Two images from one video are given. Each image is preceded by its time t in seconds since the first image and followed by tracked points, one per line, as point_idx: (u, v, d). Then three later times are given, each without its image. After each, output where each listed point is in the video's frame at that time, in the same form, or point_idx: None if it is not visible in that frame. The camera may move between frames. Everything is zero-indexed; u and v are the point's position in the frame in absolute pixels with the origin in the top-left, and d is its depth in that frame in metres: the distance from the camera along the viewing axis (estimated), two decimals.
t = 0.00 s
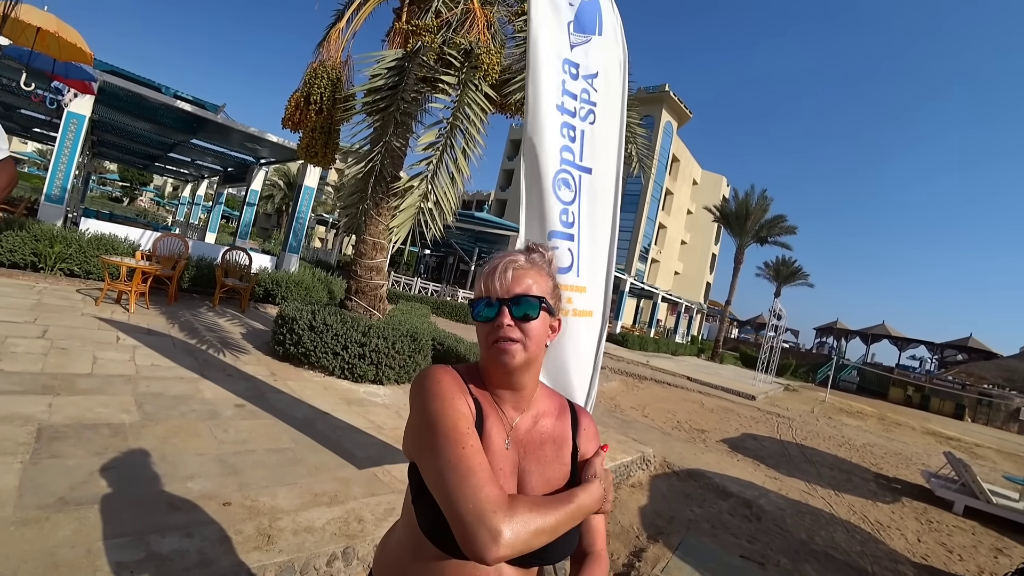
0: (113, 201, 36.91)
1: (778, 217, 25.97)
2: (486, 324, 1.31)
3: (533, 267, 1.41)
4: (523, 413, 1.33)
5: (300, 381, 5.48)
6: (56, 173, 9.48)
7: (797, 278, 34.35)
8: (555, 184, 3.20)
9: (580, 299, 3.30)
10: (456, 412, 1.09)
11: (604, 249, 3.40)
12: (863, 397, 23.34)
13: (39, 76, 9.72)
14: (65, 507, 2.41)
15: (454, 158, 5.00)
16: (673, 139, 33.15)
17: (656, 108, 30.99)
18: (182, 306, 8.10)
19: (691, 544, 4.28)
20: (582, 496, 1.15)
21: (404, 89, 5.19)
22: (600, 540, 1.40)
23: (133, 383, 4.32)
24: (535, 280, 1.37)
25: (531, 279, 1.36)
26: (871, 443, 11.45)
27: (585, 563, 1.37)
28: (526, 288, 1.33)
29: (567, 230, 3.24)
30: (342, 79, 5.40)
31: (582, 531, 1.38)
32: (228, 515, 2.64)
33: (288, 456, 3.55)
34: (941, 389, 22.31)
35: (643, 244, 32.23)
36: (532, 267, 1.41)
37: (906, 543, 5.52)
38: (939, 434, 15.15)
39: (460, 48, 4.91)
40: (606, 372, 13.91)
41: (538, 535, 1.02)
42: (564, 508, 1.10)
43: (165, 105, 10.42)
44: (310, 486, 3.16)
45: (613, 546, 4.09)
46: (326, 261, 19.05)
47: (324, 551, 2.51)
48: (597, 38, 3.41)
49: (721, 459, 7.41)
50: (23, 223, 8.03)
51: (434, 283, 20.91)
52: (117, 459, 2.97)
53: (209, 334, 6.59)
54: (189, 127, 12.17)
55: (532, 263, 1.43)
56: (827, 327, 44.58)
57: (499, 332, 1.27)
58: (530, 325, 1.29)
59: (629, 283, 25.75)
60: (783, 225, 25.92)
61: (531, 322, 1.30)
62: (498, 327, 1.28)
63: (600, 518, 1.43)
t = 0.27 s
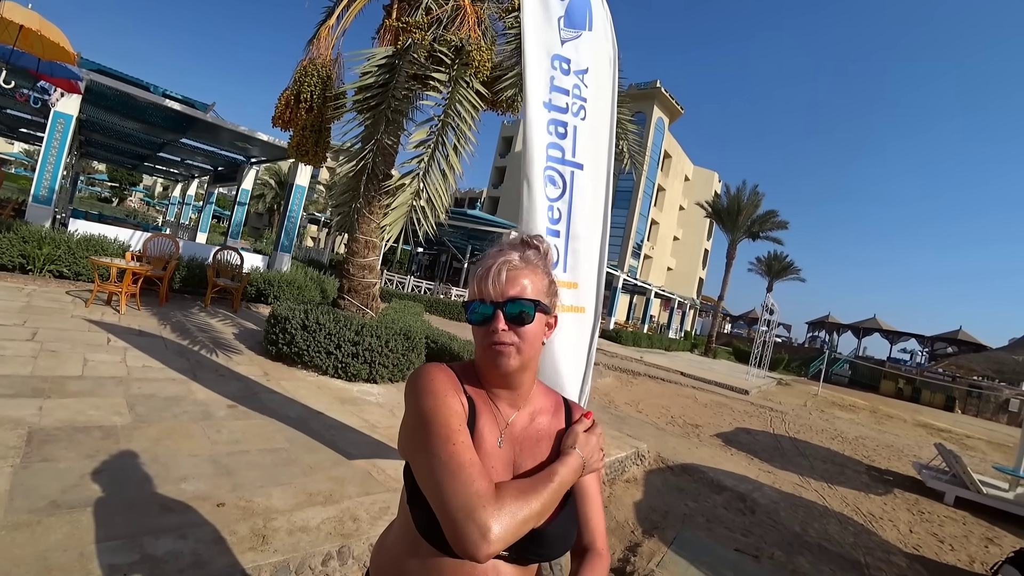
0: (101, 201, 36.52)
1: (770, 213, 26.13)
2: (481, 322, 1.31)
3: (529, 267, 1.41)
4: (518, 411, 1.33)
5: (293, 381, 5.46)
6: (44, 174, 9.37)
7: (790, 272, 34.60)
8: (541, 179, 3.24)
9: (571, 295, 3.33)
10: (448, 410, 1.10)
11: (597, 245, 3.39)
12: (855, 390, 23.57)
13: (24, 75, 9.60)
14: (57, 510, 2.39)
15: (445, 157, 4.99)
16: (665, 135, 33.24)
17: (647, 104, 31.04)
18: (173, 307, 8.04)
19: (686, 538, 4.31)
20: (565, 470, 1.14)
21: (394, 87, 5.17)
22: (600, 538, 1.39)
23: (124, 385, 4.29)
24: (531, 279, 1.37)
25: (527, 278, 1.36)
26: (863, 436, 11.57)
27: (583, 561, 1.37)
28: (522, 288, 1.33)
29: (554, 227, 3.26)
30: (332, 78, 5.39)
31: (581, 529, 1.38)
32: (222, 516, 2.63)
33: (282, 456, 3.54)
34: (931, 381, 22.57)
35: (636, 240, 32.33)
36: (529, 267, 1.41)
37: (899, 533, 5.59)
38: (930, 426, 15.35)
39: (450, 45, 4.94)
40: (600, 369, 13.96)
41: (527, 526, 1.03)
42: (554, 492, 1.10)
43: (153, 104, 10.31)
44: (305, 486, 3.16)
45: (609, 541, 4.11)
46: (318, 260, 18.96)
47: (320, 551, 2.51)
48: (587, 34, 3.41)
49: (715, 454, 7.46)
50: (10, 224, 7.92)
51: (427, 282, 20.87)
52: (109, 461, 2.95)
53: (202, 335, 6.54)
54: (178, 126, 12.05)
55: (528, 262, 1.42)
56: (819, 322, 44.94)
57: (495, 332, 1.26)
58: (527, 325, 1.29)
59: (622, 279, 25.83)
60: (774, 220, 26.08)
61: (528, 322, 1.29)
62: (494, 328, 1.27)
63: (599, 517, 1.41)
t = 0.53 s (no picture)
0: (95, 200, 36.30)
1: (766, 209, 26.19)
2: (479, 320, 1.31)
3: (530, 264, 1.40)
4: (514, 410, 1.32)
5: (290, 380, 5.45)
6: (37, 173, 9.30)
7: (786, 269, 34.71)
8: (537, 175, 3.27)
9: (568, 292, 3.33)
10: (435, 412, 1.10)
11: (593, 241, 3.40)
12: (851, 386, 23.69)
13: (15, 74, 9.51)
14: (52, 511, 2.38)
15: (441, 154, 4.99)
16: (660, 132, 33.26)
17: (643, 101, 31.04)
18: (169, 307, 8.01)
19: (683, 534, 4.32)
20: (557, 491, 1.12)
21: (389, 84, 5.18)
22: (607, 532, 1.39)
23: (120, 385, 4.27)
24: (531, 277, 1.36)
25: (527, 275, 1.35)
26: (860, 431, 11.62)
27: (592, 558, 1.35)
28: (522, 285, 1.32)
29: (550, 223, 3.29)
30: (327, 75, 5.35)
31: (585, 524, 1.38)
32: (219, 515, 2.62)
33: (278, 455, 3.53)
34: (926, 377, 22.69)
35: (632, 238, 32.37)
36: (530, 264, 1.40)
37: (894, 528, 5.63)
38: (925, 421, 15.45)
39: (445, 42, 4.94)
40: (597, 366, 13.98)
41: (501, 538, 1.01)
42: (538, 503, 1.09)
43: (147, 103, 10.26)
44: (301, 485, 3.15)
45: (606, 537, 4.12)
46: (314, 259, 18.90)
47: (317, 549, 2.51)
48: (583, 30, 3.40)
49: (712, 450, 7.49)
50: (3, 224, 7.87)
51: (424, 280, 20.85)
52: (105, 462, 2.93)
53: (197, 335, 6.52)
54: (172, 125, 11.99)
55: (529, 259, 1.41)
56: (815, 318, 45.15)
57: (494, 330, 1.26)
58: (525, 324, 1.28)
59: (619, 276, 25.87)
60: (770, 217, 26.13)
61: (527, 320, 1.29)
62: (494, 325, 1.27)
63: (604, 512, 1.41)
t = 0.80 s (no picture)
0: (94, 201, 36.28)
1: (766, 204, 26.14)
2: (480, 315, 1.29)
3: (531, 260, 1.40)
4: (514, 406, 1.32)
5: (290, 378, 5.45)
6: (35, 175, 9.28)
7: (785, 263, 34.68)
8: (538, 171, 3.22)
9: (567, 288, 3.31)
10: (435, 412, 1.09)
11: (591, 237, 3.40)
12: (851, 379, 23.71)
13: (10, 75, 9.46)
14: (53, 511, 2.38)
15: (439, 150, 4.96)
16: (659, 127, 33.18)
17: (641, 96, 30.95)
18: (168, 307, 8.01)
19: (684, 529, 4.33)
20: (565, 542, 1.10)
21: (385, 81, 5.19)
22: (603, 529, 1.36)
23: (120, 385, 4.27)
24: (531, 273, 1.36)
25: (528, 271, 1.35)
26: (860, 424, 11.64)
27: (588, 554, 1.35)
28: (523, 282, 1.32)
29: (552, 219, 3.25)
30: (324, 73, 5.34)
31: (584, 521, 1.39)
32: (219, 514, 2.62)
33: (279, 453, 3.53)
34: (927, 369, 22.69)
35: (632, 233, 32.33)
36: (530, 260, 1.39)
37: (895, 521, 5.64)
38: (926, 414, 15.46)
39: (441, 38, 4.90)
40: (597, 361, 13.99)
41: (507, 556, 0.98)
42: (540, 535, 1.06)
43: (144, 103, 10.23)
44: (302, 483, 3.15)
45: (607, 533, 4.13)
46: (313, 257, 18.87)
47: (318, 547, 2.51)
48: (578, 24, 3.39)
49: (713, 444, 7.50)
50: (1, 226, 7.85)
51: (423, 277, 20.83)
52: (105, 462, 2.93)
53: (197, 334, 6.52)
54: (169, 125, 11.95)
55: (529, 254, 1.41)
56: (815, 312, 45.18)
57: (495, 326, 1.26)
58: (528, 321, 1.28)
59: (618, 272, 25.85)
60: (769, 211, 26.11)
61: (530, 316, 1.29)
62: (496, 321, 1.27)
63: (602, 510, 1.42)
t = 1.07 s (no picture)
0: (96, 200, 36.43)
1: (767, 200, 26.05)
2: (480, 314, 1.28)
3: (532, 257, 1.39)
4: (514, 405, 1.31)
5: (291, 376, 5.46)
6: (36, 174, 9.28)
7: (787, 260, 34.60)
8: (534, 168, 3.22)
9: (565, 284, 3.31)
10: (441, 415, 1.06)
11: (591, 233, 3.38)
12: (853, 376, 23.68)
13: (11, 74, 9.45)
14: (54, 509, 2.39)
15: (438, 147, 4.95)
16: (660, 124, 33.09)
17: (642, 93, 30.85)
18: (170, 305, 8.02)
19: (686, 526, 4.32)
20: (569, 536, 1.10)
21: (385, 78, 5.17)
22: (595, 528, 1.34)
23: (121, 384, 4.28)
24: (533, 271, 1.35)
25: (530, 269, 1.34)
26: (862, 421, 11.63)
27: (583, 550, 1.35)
28: (524, 279, 1.31)
29: (546, 216, 3.25)
30: (323, 71, 5.33)
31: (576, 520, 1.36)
32: (220, 512, 2.63)
33: (280, 451, 3.54)
34: (930, 366, 22.63)
35: (633, 230, 32.28)
36: (531, 258, 1.38)
37: (897, 517, 5.63)
38: (928, 410, 15.44)
39: (441, 35, 4.88)
40: (599, 359, 13.99)
41: (517, 556, 0.99)
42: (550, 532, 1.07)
43: (145, 102, 10.22)
44: (302, 481, 3.15)
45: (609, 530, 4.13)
46: (315, 256, 18.89)
47: (318, 545, 2.51)
48: (577, 19, 3.37)
49: (715, 441, 7.49)
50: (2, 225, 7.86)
51: (425, 275, 20.83)
52: (107, 460, 2.93)
53: (198, 333, 6.52)
54: (170, 123, 11.95)
55: (529, 251, 1.40)
56: (817, 309, 45.11)
57: (498, 324, 1.24)
58: (530, 320, 1.28)
59: (620, 269, 25.82)
60: (771, 208, 26.03)
61: (532, 314, 1.29)
62: (499, 320, 1.25)
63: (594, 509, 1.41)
